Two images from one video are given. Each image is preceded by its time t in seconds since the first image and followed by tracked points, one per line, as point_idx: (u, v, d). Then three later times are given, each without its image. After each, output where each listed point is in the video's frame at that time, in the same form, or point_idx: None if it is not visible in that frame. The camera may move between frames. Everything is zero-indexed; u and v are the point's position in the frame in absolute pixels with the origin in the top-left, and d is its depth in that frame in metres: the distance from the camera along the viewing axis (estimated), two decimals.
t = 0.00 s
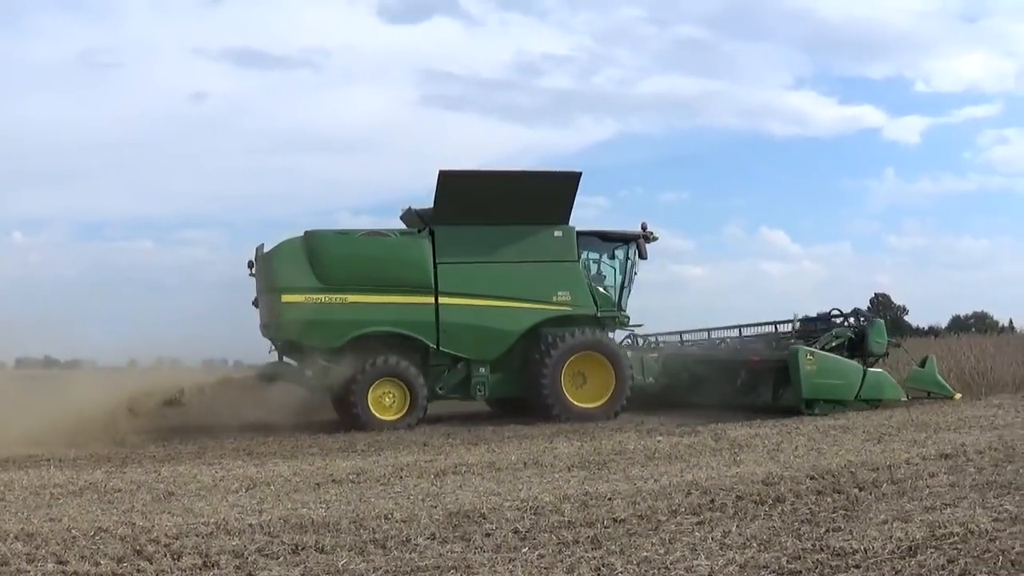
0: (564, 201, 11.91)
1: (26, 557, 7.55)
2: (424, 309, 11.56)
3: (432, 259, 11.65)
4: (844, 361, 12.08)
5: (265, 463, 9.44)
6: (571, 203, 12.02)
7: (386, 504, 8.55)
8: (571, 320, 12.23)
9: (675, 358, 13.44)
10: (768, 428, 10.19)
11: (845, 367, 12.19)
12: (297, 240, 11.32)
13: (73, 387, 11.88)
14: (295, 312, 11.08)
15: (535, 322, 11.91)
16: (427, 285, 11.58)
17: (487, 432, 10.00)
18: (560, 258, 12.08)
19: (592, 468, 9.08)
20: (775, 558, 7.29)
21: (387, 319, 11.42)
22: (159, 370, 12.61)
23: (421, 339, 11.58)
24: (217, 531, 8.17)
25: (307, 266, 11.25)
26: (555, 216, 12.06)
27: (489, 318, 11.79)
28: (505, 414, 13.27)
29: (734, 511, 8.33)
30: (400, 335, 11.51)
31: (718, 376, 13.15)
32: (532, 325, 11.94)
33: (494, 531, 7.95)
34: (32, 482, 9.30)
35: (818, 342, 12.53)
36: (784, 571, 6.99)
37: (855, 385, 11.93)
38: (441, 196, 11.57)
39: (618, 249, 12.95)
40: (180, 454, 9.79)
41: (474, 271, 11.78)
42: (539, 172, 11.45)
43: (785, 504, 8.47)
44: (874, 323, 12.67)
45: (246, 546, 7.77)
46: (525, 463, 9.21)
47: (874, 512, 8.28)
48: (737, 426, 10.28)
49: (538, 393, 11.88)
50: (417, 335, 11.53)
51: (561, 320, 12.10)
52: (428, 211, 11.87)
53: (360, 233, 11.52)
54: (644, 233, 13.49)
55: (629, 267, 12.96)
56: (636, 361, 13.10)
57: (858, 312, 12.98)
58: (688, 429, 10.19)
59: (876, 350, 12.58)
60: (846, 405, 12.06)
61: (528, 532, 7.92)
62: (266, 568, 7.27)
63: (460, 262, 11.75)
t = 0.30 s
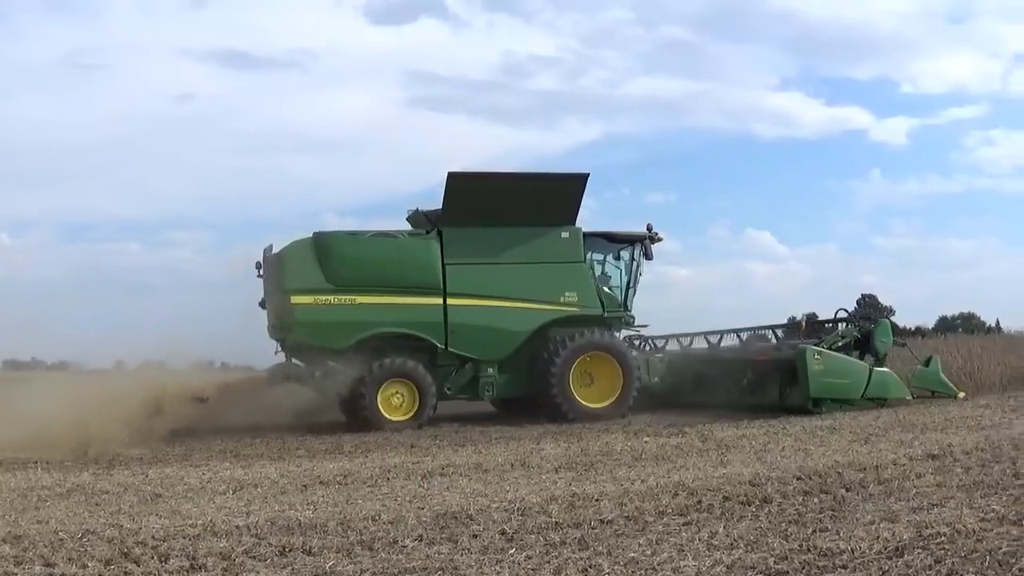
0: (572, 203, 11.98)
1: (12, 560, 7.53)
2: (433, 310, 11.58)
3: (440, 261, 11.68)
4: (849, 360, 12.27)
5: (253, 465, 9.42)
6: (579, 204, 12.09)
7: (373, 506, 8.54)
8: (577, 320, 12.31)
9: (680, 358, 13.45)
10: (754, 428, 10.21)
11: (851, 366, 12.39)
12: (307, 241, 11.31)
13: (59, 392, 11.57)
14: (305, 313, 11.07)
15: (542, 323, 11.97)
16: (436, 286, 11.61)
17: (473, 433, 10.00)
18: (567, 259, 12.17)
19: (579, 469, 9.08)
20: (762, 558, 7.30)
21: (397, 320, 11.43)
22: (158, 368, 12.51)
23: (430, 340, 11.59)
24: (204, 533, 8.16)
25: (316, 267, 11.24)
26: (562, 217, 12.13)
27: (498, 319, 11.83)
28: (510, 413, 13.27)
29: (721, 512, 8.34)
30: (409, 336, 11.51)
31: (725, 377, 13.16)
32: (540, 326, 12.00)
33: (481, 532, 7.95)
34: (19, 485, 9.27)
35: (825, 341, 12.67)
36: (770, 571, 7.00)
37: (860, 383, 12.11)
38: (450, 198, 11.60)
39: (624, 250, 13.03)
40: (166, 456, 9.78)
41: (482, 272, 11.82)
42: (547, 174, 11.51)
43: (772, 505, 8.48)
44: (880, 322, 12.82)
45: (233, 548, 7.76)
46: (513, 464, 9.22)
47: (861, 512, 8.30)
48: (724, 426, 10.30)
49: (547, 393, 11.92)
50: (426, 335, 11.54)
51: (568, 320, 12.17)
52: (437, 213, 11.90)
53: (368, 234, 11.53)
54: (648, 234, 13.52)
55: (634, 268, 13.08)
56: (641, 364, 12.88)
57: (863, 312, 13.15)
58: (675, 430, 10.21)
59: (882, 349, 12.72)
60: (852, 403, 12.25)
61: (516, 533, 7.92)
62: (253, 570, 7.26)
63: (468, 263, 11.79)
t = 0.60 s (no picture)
0: (578, 203, 11.98)
1: None
2: (441, 311, 11.59)
3: (448, 261, 11.68)
4: (854, 359, 12.32)
5: (239, 466, 9.41)
6: (585, 205, 12.08)
7: (359, 507, 8.53)
8: (583, 320, 12.33)
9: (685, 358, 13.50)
10: (741, 429, 10.22)
11: (857, 365, 12.43)
12: (315, 241, 11.31)
13: (39, 402, 11.31)
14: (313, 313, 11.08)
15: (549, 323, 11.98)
16: (444, 286, 11.61)
17: (460, 434, 10.01)
18: (574, 260, 12.17)
19: (566, 470, 9.08)
20: (748, 558, 7.31)
21: (404, 320, 11.44)
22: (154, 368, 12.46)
23: (438, 340, 11.60)
24: (191, 534, 8.15)
25: (324, 267, 11.24)
26: (568, 218, 12.12)
27: (505, 319, 11.84)
28: (513, 413, 13.29)
29: (708, 512, 8.34)
30: (417, 336, 11.52)
31: (731, 376, 13.23)
32: (546, 326, 12.02)
33: (468, 533, 7.94)
34: (5, 486, 9.25)
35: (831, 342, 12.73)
36: (757, 572, 7.01)
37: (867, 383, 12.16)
38: (457, 198, 11.60)
39: (629, 251, 13.01)
40: (153, 457, 9.77)
41: (490, 272, 11.83)
42: (554, 174, 11.50)
43: (759, 505, 8.49)
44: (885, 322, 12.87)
45: (220, 548, 7.75)
46: (499, 465, 9.22)
47: (847, 512, 8.31)
48: (711, 427, 10.32)
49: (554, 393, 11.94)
50: (434, 335, 11.55)
51: (574, 320, 12.19)
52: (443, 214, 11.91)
53: (376, 235, 11.53)
54: (652, 234, 13.54)
55: (640, 269, 13.02)
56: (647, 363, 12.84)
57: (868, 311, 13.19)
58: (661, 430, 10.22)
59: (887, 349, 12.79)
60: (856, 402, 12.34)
61: (502, 534, 7.91)
62: (239, 571, 7.25)
63: (476, 264, 11.79)
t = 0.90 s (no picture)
0: (585, 205, 11.99)
1: None
2: (449, 311, 11.59)
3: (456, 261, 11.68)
4: (859, 359, 12.38)
5: (227, 468, 9.41)
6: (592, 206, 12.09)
7: (346, 508, 8.53)
8: (589, 321, 12.35)
9: (689, 357, 13.56)
10: (727, 430, 10.23)
11: (861, 365, 12.52)
12: (324, 242, 11.30)
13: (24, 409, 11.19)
14: (323, 313, 11.07)
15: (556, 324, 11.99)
16: (453, 287, 11.61)
17: (447, 436, 10.02)
18: (581, 261, 12.18)
19: (553, 471, 9.09)
20: (736, 559, 7.33)
21: (413, 321, 11.44)
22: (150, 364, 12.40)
23: (446, 340, 11.60)
24: (178, 535, 8.14)
25: (334, 268, 11.23)
26: (575, 219, 12.13)
27: (513, 320, 11.85)
28: (517, 412, 13.29)
29: (695, 513, 8.35)
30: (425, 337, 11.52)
31: (736, 376, 13.29)
32: (553, 327, 12.03)
33: (455, 534, 7.95)
34: None
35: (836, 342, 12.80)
36: (744, 572, 7.01)
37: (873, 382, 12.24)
38: (465, 199, 11.60)
39: (633, 252, 13.05)
40: (140, 458, 9.77)
41: (498, 273, 11.82)
42: (562, 175, 11.51)
43: (746, 506, 8.51)
44: (889, 323, 12.95)
45: (208, 550, 7.74)
46: (487, 466, 9.22)
47: (835, 513, 8.32)
48: (698, 427, 10.34)
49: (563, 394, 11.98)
50: (442, 336, 11.55)
51: (581, 320, 12.21)
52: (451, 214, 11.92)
53: (385, 235, 11.53)
54: (656, 236, 13.58)
55: (644, 270, 13.09)
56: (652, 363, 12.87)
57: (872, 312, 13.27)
58: (648, 431, 10.23)
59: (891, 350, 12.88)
60: (861, 401, 12.42)
61: (490, 535, 7.92)
62: (226, 572, 7.25)
63: (484, 264, 11.79)
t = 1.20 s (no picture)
0: (590, 207, 12.01)
1: None
2: (455, 312, 11.58)
3: (463, 263, 11.67)
4: (863, 360, 12.50)
5: (213, 470, 9.41)
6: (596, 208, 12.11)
7: (332, 510, 8.53)
8: (593, 322, 12.37)
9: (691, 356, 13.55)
10: (712, 432, 10.25)
11: (865, 365, 12.64)
12: (331, 243, 11.29)
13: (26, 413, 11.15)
14: (330, 314, 11.06)
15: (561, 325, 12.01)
16: (459, 288, 11.61)
17: (432, 438, 10.02)
18: (586, 262, 12.20)
19: (538, 473, 9.10)
20: (721, 561, 7.33)
21: (419, 322, 11.44)
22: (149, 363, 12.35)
23: (452, 341, 11.60)
24: (164, 537, 8.13)
25: (341, 269, 11.22)
26: (580, 221, 12.15)
27: (519, 321, 11.85)
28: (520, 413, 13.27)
29: (680, 515, 8.37)
30: (431, 338, 11.52)
31: (739, 376, 13.28)
32: (558, 328, 12.04)
33: (441, 536, 7.95)
34: None
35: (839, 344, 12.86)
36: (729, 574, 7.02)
37: (876, 383, 12.37)
38: (471, 201, 11.59)
39: (635, 254, 13.08)
40: (125, 460, 9.76)
41: (504, 274, 11.82)
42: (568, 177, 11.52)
43: (731, 508, 8.52)
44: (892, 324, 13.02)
45: (193, 552, 7.73)
46: (472, 468, 9.23)
47: (820, 515, 8.34)
48: (683, 429, 10.35)
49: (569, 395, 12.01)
50: (449, 337, 11.55)
51: (585, 321, 12.23)
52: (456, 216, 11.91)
53: (391, 236, 11.52)
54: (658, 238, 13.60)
55: (647, 272, 13.12)
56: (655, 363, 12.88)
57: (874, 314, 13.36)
58: (633, 433, 10.23)
59: (893, 351, 12.97)
60: (864, 401, 12.55)
61: (475, 537, 7.92)
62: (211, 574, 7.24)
63: (490, 266, 11.79)
